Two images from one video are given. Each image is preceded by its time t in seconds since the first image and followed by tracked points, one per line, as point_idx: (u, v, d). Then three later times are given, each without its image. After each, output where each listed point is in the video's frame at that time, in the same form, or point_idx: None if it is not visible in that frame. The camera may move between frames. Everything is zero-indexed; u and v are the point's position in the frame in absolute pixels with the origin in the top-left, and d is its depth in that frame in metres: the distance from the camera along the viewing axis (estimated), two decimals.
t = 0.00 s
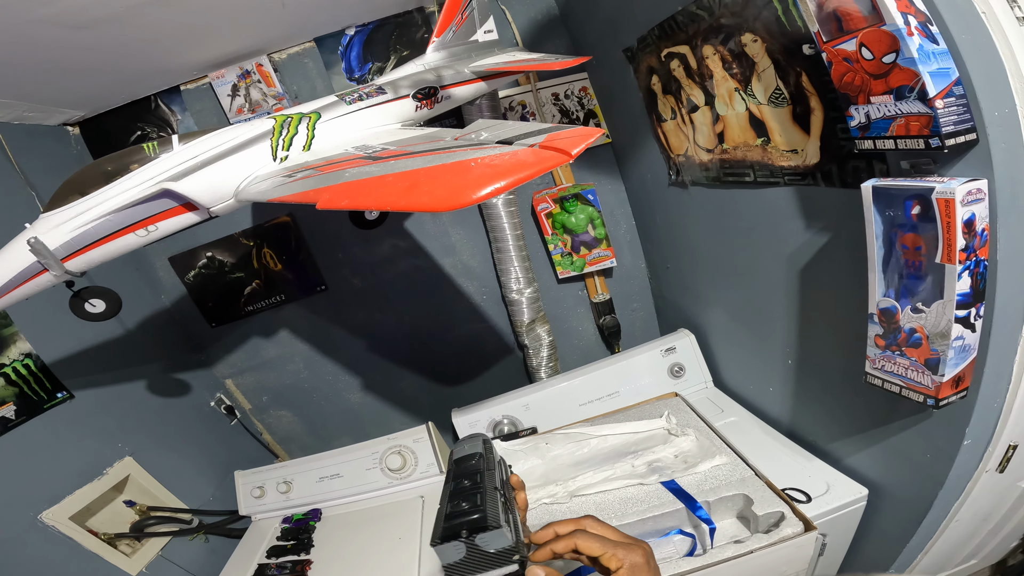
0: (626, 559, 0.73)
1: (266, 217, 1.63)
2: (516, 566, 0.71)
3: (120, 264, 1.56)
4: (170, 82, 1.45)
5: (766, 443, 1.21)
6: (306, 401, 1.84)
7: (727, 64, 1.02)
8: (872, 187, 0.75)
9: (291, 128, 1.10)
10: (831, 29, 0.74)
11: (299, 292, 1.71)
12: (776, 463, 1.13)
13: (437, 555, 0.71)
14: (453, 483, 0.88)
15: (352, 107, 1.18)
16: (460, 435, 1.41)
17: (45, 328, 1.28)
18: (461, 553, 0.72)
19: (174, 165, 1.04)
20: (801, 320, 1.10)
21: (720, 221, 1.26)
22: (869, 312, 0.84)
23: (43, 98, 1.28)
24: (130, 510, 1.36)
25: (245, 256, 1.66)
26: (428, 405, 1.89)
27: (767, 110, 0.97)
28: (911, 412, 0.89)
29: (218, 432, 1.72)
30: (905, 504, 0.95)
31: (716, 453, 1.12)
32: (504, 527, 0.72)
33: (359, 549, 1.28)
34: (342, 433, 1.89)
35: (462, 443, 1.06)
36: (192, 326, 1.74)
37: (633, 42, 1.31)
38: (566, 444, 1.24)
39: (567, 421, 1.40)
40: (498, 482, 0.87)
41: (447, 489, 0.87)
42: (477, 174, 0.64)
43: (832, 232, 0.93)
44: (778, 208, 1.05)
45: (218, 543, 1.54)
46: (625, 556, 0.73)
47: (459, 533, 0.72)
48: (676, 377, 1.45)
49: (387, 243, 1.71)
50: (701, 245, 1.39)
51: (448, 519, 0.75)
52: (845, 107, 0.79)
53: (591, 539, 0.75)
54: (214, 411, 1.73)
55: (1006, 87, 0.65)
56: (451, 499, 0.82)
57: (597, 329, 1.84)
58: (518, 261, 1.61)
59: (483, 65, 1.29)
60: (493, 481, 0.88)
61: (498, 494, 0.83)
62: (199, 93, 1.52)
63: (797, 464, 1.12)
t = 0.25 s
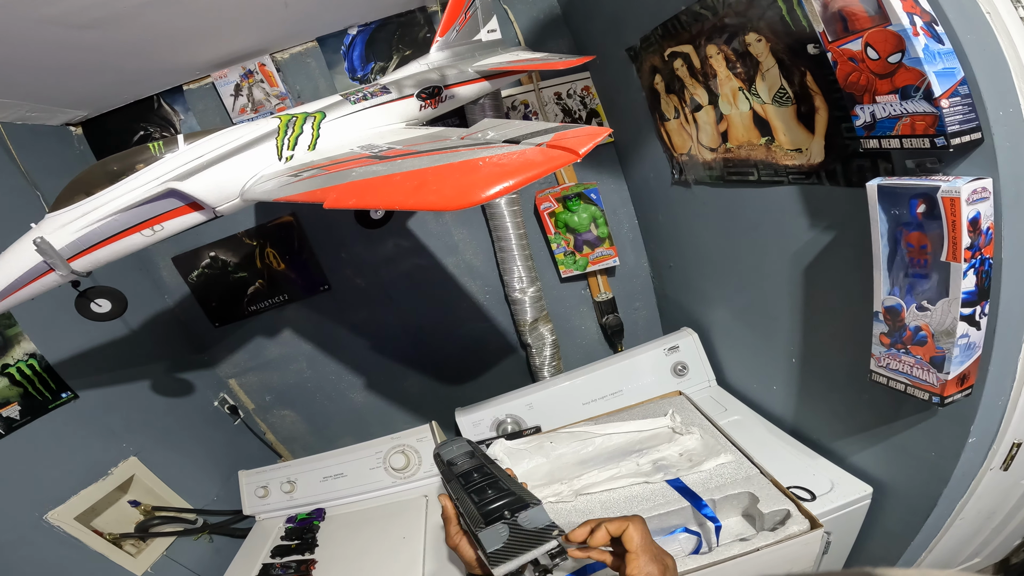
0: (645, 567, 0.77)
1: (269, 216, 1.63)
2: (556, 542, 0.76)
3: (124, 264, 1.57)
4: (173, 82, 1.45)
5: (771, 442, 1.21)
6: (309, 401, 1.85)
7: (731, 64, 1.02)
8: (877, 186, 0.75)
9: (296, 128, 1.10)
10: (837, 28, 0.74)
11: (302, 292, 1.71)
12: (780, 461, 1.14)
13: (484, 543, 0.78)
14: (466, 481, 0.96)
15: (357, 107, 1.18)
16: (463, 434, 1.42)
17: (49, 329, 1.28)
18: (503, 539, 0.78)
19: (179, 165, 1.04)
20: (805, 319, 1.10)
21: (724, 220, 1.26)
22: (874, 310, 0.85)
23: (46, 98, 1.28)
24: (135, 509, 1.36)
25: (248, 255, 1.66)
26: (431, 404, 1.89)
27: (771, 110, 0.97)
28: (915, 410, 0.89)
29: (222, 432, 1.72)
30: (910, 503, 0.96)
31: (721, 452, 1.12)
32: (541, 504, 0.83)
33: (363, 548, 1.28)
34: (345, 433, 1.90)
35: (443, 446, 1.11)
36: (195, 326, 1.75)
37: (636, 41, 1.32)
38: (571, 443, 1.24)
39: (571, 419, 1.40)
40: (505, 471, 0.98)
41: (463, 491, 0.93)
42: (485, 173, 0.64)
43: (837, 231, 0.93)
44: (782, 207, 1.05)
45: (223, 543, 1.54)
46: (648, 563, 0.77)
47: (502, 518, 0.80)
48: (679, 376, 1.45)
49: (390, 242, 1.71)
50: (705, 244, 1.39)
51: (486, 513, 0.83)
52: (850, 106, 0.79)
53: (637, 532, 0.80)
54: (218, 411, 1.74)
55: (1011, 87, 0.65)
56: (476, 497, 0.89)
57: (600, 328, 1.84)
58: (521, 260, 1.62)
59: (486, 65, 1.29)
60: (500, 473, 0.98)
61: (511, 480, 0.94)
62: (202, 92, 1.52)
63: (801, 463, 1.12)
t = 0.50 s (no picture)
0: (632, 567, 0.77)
1: (270, 216, 1.63)
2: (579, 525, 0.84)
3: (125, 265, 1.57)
4: (174, 83, 1.45)
5: (772, 441, 1.21)
6: (310, 400, 1.85)
7: (731, 63, 1.02)
8: (878, 185, 0.75)
9: (297, 127, 1.10)
10: (837, 28, 0.74)
11: (303, 292, 1.72)
12: (781, 460, 1.14)
13: (513, 533, 0.80)
14: (472, 479, 0.96)
15: (357, 107, 1.18)
16: (464, 434, 1.42)
17: (50, 330, 1.28)
18: (532, 527, 0.80)
19: (180, 165, 1.04)
20: (806, 318, 1.10)
21: (724, 219, 1.26)
22: (875, 308, 0.85)
23: (47, 99, 1.28)
24: (137, 510, 1.36)
25: (249, 256, 1.66)
26: (432, 404, 1.89)
27: (771, 109, 0.97)
28: (916, 409, 0.89)
29: (223, 432, 1.72)
30: (911, 501, 0.96)
31: (722, 451, 1.12)
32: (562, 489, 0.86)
33: (365, 547, 1.28)
34: (346, 432, 1.90)
35: (435, 451, 1.12)
36: (197, 326, 1.75)
37: (636, 41, 1.32)
38: (572, 443, 1.24)
39: (572, 419, 1.40)
40: (509, 467, 1.00)
41: (475, 486, 0.93)
42: (486, 172, 0.64)
43: (838, 230, 0.93)
44: (782, 206, 1.05)
45: (224, 543, 1.54)
46: (636, 563, 0.77)
47: (529, 506, 0.81)
48: (680, 375, 1.45)
49: (391, 242, 1.71)
50: (705, 243, 1.39)
51: (510, 504, 0.84)
52: (850, 106, 0.79)
53: (637, 531, 0.79)
54: (219, 411, 1.74)
55: (1011, 86, 0.65)
56: (493, 490, 0.90)
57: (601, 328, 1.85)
58: (522, 260, 1.62)
59: (487, 65, 1.29)
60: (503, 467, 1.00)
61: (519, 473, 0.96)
62: (202, 93, 1.52)
63: (802, 462, 1.12)
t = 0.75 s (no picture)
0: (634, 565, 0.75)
1: (270, 216, 1.63)
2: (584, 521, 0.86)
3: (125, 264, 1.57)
4: (173, 83, 1.45)
5: (772, 440, 1.21)
6: (310, 400, 1.85)
7: (730, 63, 1.02)
8: (877, 184, 0.75)
9: (297, 127, 1.10)
10: (836, 27, 0.74)
11: (303, 292, 1.72)
12: (781, 459, 1.14)
13: (523, 526, 0.82)
14: (476, 478, 0.99)
15: (357, 107, 1.18)
16: (464, 433, 1.42)
17: (50, 330, 1.29)
18: (540, 521, 0.83)
19: (180, 165, 1.04)
20: (805, 317, 1.10)
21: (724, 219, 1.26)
22: (875, 308, 0.85)
23: (47, 99, 1.28)
24: (137, 509, 1.36)
25: (248, 255, 1.66)
26: (432, 403, 1.89)
27: (770, 108, 0.97)
28: (916, 408, 0.89)
29: (223, 432, 1.72)
30: (911, 501, 0.96)
31: (722, 450, 1.12)
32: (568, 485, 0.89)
33: (365, 547, 1.28)
34: (346, 432, 1.90)
35: (436, 455, 1.15)
36: (197, 326, 1.75)
37: (635, 40, 1.32)
38: (572, 442, 1.24)
39: (572, 418, 1.41)
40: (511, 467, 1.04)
41: (481, 484, 0.96)
42: (486, 171, 0.64)
43: (837, 229, 0.93)
44: (782, 205, 1.05)
45: (225, 543, 1.54)
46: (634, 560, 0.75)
47: (537, 501, 0.84)
48: (680, 374, 1.45)
49: (391, 242, 1.72)
50: (705, 243, 1.39)
51: (517, 499, 0.86)
52: (849, 105, 0.79)
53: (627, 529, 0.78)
54: (219, 410, 1.74)
55: (1010, 85, 0.65)
56: (499, 487, 0.92)
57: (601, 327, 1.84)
58: (522, 259, 1.62)
59: (486, 64, 1.29)
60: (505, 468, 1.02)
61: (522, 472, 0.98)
62: (202, 93, 1.52)
63: (802, 461, 1.12)
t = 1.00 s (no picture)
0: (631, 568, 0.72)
1: (269, 217, 1.63)
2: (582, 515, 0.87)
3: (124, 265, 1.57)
4: (172, 83, 1.45)
5: (770, 440, 1.21)
6: (309, 400, 1.85)
7: (728, 63, 1.02)
8: (874, 184, 0.75)
9: (294, 128, 1.10)
10: (832, 27, 0.74)
11: (302, 292, 1.72)
12: (779, 459, 1.14)
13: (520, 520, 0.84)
14: (473, 476, 1.00)
15: (355, 107, 1.18)
16: (463, 433, 1.42)
17: (50, 330, 1.29)
18: (537, 514, 0.84)
19: (178, 166, 1.04)
20: (803, 317, 1.10)
21: (722, 219, 1.26)
22: (872, 308, 0.85)
23: (46, 99, 1.28)
24: (136, 510, 1.37)
25: (247, 256, 1.66)
26: (431, 403, 1.89)
27: (768, 108, 0.97)
28: (914, 408, 0.89)
29: (223, 432, 1.72)
30: (909, 501, 0.96)
31: (720, 450, 1.12)
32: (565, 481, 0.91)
33: (364, 547, 1.28)
34: (345, 432, 1.90)
35: (436, 456, 1.16)
36: (196, 327, 1.75)
37: (634, 40, 1.32)
38: (570, 442, 1.24)
39: (570, 418, 1.41)
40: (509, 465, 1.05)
41: (479, 482, 0.97)
42: (482, 172, 0.64)
43: (835, 229, 0.93)
44: (780, 205, 1.05)
45: (224, 543, 1.55)
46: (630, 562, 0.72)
47: (533, 496, 0.86)
48: (679, 374, 1.45)
49: (390, 242, 1.72)
50: (704, 242, 1.39)
51: (514, 494, 0.88)
52: (846, 104, 0.79)
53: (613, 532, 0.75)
54: (218, 411, 1.74)
55: (1007, 84, 0.65)
56: (496, 484, 0.94)
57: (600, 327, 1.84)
58: (521, 259, 1.62)
59: (484, 65, 1.29)
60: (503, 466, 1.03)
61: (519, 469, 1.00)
62: (201, 93, 1.52)
63: (800, 461, 1.12)
